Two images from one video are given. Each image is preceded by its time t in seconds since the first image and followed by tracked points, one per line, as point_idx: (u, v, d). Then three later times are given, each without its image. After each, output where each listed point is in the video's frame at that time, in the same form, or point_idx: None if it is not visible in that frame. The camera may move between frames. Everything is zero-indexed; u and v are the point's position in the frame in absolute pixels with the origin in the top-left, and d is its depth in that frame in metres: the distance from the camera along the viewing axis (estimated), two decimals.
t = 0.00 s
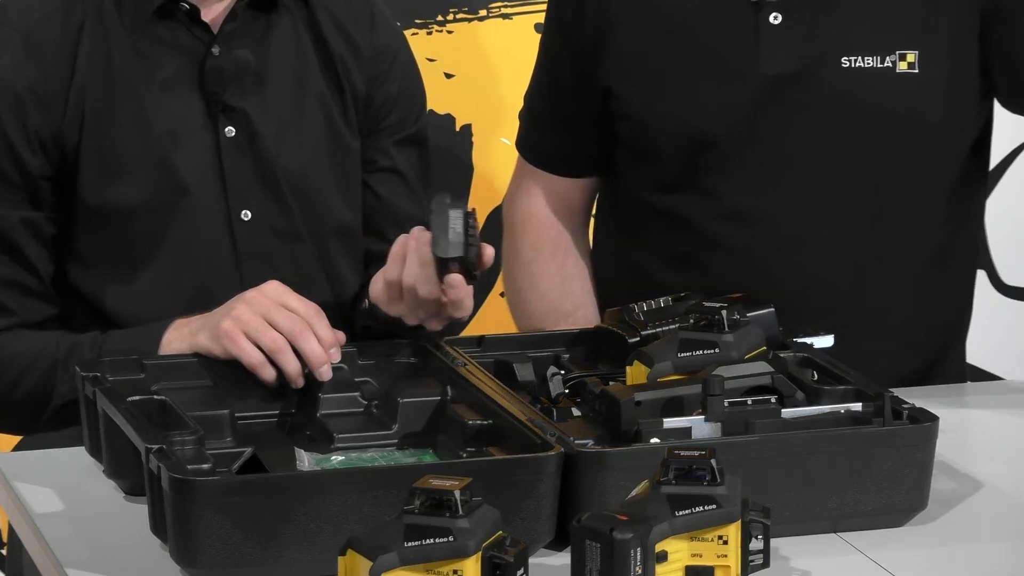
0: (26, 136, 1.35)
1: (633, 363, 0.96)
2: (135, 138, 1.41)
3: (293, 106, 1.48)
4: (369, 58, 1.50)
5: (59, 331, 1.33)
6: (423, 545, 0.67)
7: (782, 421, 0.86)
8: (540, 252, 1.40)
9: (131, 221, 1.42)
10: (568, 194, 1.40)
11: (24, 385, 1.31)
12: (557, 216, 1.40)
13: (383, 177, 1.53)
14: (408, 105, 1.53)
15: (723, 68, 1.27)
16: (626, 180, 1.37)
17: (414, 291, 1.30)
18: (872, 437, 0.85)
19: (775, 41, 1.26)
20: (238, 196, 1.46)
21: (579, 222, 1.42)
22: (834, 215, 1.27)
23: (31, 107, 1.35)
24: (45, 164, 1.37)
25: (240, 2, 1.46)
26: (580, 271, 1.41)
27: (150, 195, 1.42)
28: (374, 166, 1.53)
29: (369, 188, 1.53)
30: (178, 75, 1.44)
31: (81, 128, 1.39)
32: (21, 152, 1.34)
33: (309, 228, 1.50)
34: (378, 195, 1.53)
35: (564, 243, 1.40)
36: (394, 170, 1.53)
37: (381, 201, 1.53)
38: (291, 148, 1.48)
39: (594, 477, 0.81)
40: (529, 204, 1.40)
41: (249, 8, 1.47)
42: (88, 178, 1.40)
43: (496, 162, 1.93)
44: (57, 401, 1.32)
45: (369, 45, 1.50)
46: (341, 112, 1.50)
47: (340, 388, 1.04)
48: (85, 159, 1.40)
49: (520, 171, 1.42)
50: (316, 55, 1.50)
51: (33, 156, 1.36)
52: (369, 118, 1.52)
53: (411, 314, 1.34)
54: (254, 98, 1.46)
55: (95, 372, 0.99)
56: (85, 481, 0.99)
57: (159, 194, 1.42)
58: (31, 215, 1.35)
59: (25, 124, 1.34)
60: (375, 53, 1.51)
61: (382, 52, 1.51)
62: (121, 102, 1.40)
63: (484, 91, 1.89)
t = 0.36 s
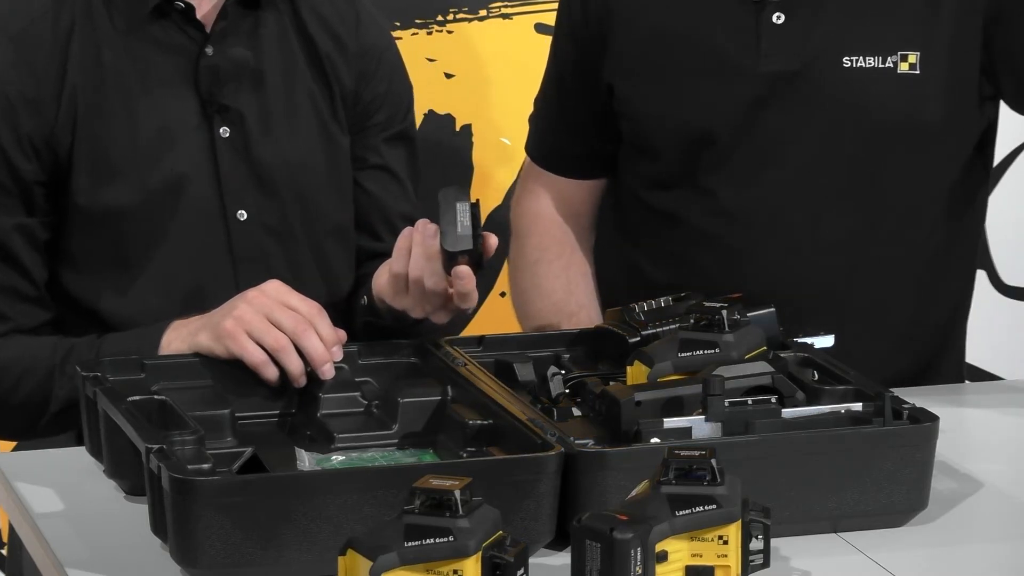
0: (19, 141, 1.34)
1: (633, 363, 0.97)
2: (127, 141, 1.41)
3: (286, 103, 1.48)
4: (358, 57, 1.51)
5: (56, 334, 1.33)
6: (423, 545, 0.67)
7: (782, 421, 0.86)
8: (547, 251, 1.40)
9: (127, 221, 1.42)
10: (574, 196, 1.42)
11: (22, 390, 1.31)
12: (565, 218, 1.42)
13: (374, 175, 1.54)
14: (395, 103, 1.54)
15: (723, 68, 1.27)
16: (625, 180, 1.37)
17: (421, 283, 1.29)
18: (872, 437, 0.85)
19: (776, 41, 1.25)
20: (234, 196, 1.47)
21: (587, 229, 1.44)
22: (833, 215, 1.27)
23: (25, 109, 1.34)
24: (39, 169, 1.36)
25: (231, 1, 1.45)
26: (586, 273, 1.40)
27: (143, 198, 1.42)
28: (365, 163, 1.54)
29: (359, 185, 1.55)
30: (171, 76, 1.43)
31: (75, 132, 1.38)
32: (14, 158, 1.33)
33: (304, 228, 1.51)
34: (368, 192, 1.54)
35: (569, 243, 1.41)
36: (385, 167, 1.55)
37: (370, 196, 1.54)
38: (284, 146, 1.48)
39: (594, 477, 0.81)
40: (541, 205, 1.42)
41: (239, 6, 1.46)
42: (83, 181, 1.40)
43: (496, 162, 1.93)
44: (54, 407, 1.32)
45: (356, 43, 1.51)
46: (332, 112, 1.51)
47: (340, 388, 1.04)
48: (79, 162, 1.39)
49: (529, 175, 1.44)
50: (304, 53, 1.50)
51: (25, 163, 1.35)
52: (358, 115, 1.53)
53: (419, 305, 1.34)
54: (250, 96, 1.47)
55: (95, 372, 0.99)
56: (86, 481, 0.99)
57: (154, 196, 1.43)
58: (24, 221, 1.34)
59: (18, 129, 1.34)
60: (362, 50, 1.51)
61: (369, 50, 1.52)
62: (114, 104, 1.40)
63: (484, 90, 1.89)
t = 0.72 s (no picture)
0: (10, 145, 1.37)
1: (633, 363, 0.97)
2: (121, 142, 1.45)
3: (276, 102, 1.52)
4: (347, 57, 1.54)
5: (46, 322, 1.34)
6: (423, 545, 0.67)
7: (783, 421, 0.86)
8: (542, 253, 1.39)
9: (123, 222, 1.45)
10: (570, 198, 1.42)
11: (21, 392, 1.31)
12: (558, 220, 1.42)
13: (364, 174, 1.58)
14: (384, 102, 1.57)
15: (723, 68, 1.27)
16: (626, 180, 1.37)
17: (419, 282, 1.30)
18: (872, 437, 0.85)
19: (776, 41, 1.26)
20: (227, 198, 1.51)
21: (579, 230, 1.44)
22: (835, 215, 1.27)
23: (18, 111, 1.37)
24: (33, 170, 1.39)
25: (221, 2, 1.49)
26: (582, 275, 1.40)
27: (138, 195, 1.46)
28: (355, 162, 1.57)
29: (349, 184, 1.57)
30: (164, 77, 1.47)
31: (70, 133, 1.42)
32: (8, 163, 1.36)
33: (298, 227, 1.54)
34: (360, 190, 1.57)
35: (564, 244, 1.41)
36: (374, 166, 1.58)
37: (360, 195, 1.57)
38: (273, 144, 1.52)
39: (594, 477, 0.81)
40: (537, 206, 1.42)
41: (228, 7, 1.49)
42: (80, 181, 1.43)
43: (496, 162, 1.93)
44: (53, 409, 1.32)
45: (346, 42, 1.54)
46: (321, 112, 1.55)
47: (340, 388, 1.04)
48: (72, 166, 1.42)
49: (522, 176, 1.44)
50: (292, 50, 1.53)
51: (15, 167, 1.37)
52: (349, 115, 1.56)
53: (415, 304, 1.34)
54: (242, 96, 1.50)
55: (96, 371, 0.99)
56: (86, 481, 0.99)
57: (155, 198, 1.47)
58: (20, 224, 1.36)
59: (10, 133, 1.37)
60: (351, 50, 1.54)
61: (359, 49, 1.55)
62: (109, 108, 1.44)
63: (484, 90, 1.88)
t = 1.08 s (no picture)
0: None
1: (633, 363, 0.97)
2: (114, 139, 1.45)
3: (266, 105, 1.53)
4: (345, 59, 1.57)
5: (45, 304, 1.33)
6: (423, 545, 0.67)
7: (783, 421, 0.86)
8: (536, 254, 1.40)
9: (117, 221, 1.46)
10: (561, 199, 1.43)
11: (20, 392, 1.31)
12: (551, 221, 1.42)
13: (360, 176, 1.59)
14: (381, 105, 1.60)
15: (721, 69, 1.27)
16: (625, 181, 1.37)
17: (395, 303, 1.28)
18: (872, 437, 0.85)
19: (773, 42, 1.26)
20: (216, 197, 1.51)
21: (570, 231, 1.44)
22: (834, 216, 1.27)
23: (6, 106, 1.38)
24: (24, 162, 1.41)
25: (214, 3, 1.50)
26: (577, 275, 1.41)
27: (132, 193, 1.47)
28: (352, 165, 1.59)
29: (346, 186, 1.59)
30: (155, 83, 1.47)
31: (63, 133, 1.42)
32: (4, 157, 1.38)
33: (293, 227, 1.55)
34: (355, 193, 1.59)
35: (559, 245, 1.41)
36: (371, 168, 1.60)
37: (357, 197, 1.59)
38: (269, 150, 1.53)
39: (595, 478, 0.81)
40: (530, 207, 1.42)
41: (223, 8, 1.50)
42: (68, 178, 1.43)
43: (497, 163, 1.92)
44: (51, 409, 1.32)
45: (345, 43, 1.57)
46: (318, 113, 1.56)
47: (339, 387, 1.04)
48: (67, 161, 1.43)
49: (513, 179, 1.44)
50: (291, 55, 1.55)
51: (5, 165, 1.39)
52: (346, 118, 1.59)
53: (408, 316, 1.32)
54: (231, 97, 1.51)
55: (96, 369, 0.99)
56: (86, 481, 0.99)
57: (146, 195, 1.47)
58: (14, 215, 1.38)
59: None
60: (350, 52, 1.57)
61: (357, 51, 1.58)
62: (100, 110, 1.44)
63: (484, 91, 1.89)
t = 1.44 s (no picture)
0: None
1: (633, 363, 0.97)
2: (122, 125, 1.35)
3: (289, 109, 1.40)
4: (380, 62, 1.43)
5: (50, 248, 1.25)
6: (424, 545, 0.67)
7: (782, 421, 0.86)
8: (536, 254, 1.40)
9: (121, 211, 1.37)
10: (562, 199, 1.43)
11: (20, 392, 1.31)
12: (550, 221, 1.42)
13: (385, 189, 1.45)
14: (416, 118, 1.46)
15: (719, 70, 1.27)
16: (624, 181, 1.37)
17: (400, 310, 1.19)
18: (873, 436, 0.85)
19: (772, 43, 1.26)
20: (229, 195, 1.39)
21: (570, 231, 1.44)
22: (833, 217, 1.27)
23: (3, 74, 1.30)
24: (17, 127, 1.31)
25: None
26: (578, 277, 1.41)
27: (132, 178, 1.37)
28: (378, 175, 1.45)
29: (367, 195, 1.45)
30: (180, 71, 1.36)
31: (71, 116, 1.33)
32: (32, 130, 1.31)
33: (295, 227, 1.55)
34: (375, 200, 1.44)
35: (559, 245, 1.41)
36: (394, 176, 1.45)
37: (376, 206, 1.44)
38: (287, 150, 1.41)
39: (594, 478, 0.81)
40: (531, 207, 1.42)
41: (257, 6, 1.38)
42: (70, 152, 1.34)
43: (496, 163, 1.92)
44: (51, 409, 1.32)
45: (382, 52, 1.44)
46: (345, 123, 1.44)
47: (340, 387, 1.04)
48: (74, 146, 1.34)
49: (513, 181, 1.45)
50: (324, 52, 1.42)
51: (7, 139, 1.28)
52: (376, 127, 1.45)
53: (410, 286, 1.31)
54: (255, 92, 1.38)
55: (96, 368, 1.00)
56: (86, 480, 0.99)
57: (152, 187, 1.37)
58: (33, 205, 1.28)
59: None
60: (386, 61, 1.44)
61: (394, 62, 1.44)
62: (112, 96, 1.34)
63: (484, 92, 1.89)
